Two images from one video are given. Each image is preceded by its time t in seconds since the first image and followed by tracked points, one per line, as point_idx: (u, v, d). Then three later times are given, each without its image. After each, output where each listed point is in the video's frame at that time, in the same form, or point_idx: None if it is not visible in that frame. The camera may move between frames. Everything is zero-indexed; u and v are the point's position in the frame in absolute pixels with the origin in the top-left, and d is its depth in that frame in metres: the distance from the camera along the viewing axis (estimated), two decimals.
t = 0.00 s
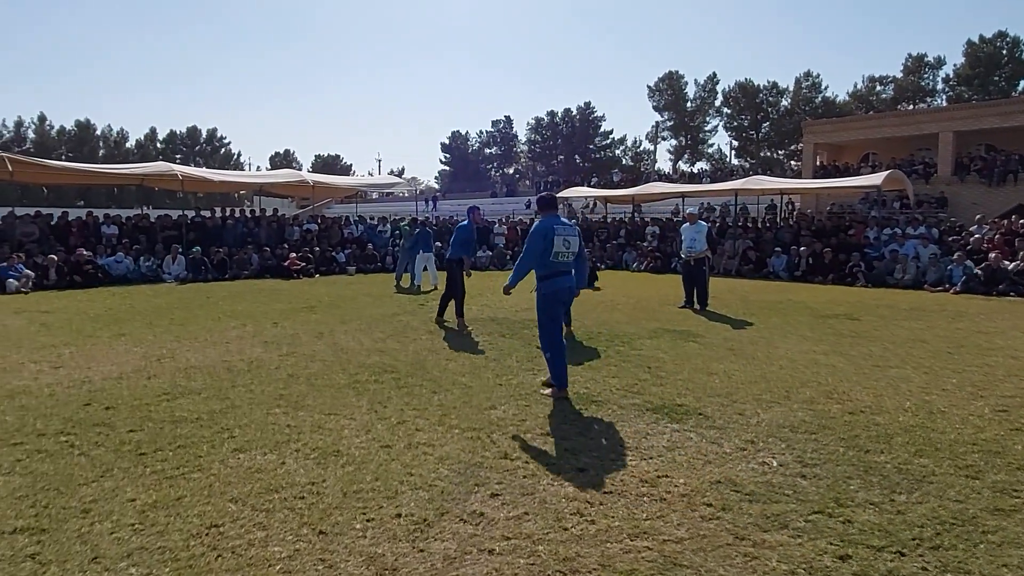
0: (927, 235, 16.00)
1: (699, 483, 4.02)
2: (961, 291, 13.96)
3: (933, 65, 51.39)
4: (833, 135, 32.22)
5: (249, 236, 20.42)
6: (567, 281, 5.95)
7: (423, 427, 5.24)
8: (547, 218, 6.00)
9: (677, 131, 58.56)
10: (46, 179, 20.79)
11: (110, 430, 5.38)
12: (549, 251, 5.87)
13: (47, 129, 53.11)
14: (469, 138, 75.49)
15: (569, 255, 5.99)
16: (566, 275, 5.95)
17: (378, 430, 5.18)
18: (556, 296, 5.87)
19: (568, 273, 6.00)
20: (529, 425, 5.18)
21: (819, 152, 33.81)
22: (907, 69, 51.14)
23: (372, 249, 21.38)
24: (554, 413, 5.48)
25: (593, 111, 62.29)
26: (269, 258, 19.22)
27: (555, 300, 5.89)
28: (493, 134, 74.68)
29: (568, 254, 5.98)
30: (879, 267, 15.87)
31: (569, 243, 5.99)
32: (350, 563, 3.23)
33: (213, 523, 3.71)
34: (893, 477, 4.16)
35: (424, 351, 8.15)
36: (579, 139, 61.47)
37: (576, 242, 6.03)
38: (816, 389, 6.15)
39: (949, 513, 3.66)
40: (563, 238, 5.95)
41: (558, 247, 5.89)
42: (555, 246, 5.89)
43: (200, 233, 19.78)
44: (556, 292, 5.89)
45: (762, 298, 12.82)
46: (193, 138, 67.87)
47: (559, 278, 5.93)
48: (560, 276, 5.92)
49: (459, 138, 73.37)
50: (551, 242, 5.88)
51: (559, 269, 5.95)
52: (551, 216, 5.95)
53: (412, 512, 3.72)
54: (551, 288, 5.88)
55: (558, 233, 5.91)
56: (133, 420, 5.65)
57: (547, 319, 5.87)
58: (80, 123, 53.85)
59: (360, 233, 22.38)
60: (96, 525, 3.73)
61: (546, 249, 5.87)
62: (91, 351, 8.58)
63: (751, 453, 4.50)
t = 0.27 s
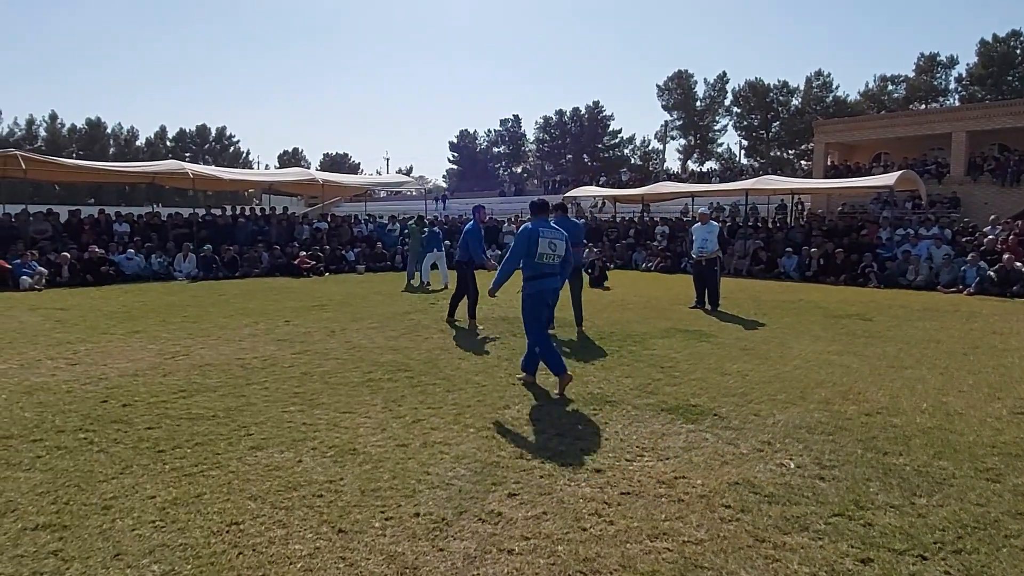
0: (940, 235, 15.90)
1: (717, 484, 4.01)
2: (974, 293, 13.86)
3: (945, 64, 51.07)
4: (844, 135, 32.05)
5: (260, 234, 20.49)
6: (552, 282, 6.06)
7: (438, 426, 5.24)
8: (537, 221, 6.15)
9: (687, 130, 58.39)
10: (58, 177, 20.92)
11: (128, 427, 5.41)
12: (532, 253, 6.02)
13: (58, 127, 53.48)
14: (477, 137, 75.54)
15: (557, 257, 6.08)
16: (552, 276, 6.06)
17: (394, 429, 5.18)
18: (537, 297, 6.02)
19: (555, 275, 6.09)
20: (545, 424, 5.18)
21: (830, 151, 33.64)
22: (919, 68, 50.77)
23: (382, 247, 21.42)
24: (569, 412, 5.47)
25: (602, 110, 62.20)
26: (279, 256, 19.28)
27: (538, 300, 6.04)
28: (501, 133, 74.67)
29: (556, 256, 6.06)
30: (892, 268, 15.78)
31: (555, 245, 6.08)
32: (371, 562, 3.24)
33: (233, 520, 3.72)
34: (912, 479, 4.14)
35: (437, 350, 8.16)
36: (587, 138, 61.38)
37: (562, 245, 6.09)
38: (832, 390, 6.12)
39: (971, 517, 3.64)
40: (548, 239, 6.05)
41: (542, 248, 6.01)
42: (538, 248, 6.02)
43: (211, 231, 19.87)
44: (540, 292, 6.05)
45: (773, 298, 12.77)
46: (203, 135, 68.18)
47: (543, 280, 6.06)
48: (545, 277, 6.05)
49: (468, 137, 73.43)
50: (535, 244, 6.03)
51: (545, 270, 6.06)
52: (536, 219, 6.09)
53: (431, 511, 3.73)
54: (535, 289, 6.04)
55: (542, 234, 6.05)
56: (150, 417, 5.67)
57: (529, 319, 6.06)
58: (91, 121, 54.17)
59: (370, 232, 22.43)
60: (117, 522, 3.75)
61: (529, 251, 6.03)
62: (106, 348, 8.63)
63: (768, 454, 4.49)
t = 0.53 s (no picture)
0: (952, 239, 15.80)
1: (731, 491, 3.99)
2: (987, 297, 13.76)
3: (956, 66, 50.81)
4: (854, 137, 31.93)
5: (269, 236, 20.57)
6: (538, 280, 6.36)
7: (450, 430, 5.24)
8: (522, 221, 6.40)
9: (695, 133, 58.29)
10: (70, 179, 21.06)
11: (141, 430, 5.44)
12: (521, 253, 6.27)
13: (70, 130, 53.89)
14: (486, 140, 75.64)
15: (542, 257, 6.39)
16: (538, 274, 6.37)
17: (406, 433, 5.18)
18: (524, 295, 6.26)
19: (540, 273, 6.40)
20: (557, 429, 5.16)
21: (840, 154, 33.50)
22: (930, 71, 50.48)
23: (391, 250, 21.46)
24: (581, 417, 5.46)
25: (610, 112, 62.17)
26: (289, 259, 19.35)
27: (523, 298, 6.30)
28: (509, 135, 74.74)
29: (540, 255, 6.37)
30: (903, 272, 15.69)
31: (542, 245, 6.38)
32: (385, 567, 3.24)
33: (247, 525, 3.73)
34: (929, 486, 4.11)
35: (447, 353, 8.16)
36: (596, 141, 61.30)
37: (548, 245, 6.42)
38: (845, 396, 6.08)
39: (989, 525, 3.61)
40: (536, 239, 6.32)
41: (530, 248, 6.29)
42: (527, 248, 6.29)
43: (221, 233, 19.96)
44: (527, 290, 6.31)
45: (784, 302, 12.72)
46: (212, 138, 68.57)
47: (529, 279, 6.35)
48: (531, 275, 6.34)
49: (476, 140, 73.54)
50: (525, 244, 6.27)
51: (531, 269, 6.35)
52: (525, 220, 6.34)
53: (445, 517, 3.72)
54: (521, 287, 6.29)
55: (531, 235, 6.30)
56: (163, 420, 5.70)
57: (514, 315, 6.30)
58: (101, 123, 54.52)
59: (379, 234, 22.47)
60: (132, 526, 3.77)
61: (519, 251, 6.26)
62: (118, 350, 8.67)
63: (782, 461, 4.47)
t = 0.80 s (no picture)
0: (968, 242, 15.66)
1: (749, 499, 3.95)
2: (1004, 301, 13.61)
3: (970, 67, 50.39)
4: (867, 139, 31.71)
5: (281, 240, 20.64)
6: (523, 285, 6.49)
7: (464, 435, 5.22)
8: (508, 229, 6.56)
9: (707, 135, 58.11)
10: (84, 183, 21.23)
11: (156, 435, 5.45)
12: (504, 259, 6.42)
13: (84, 134, 54.42)
14: (496, 143, 75.77)
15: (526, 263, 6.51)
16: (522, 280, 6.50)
17: (419, 438, 5.17)
18: (508, 300, 6.39)
19: (523, 279, 6.54)
20: (571, 435, 5.13)
21: (854, 156, 33.28)
22: (945, 72, 50.06)
23: (402, 253, 21.49)
24: (595, 422, 5.42)
25: (621, 115, 62.06)
26: (300, 262, 19.42)
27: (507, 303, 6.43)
28: (520, 138, 74.82)
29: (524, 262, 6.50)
30: (918, 275, 15.56)
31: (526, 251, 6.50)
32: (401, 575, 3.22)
33: (262, 530, 3.72)
34: (951, 495, 4.05)
35: (459, 358, 8.14)
36: (606, 144, 61.13)
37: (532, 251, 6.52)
38: (863, 402, 6.01)
39: (1014, 535, 3.54)
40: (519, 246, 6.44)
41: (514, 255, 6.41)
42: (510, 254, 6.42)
43: (233, 237, 20.07)
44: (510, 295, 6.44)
45: (798, 306, 12.62)
46: (224, 142, 69.08)
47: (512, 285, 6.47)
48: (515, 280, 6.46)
49: (486, 143, 73.61)
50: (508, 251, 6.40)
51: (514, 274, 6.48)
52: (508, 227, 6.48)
53: (460, 523, 3.70)
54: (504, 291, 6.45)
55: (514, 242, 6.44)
56: (177, 424, 5.72)
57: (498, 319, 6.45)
58: (115, 128, 55.01)
59: (390, 238, 22.51)
60: (149, 531, 3.77)
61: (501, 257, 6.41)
62: (132, 354, 8.71)
63: (800, 468, 4.42)
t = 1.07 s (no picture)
0: (991, 243, 15.43)
1: (773, 507, 3.88)
2: None
3: (992, 66, 49.69)
4: (887, 139, 31.38)
5: (297, 244, 20.75)
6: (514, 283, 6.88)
7: (482, 441, 5.19)
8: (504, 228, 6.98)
9: (723, 137, 57.76)
10: (104, 188, 21.48)
11: (175, 439, 5.47)
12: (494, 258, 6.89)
13: (104, 140, 55.08)
14: (511, 145, 75.84)
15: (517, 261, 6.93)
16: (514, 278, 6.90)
17: (438, 444, 5.15)
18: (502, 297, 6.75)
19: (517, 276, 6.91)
20: (590, 440, 5.08)
21: (873, 157, 32.93)
22: (965, 70, 49.39)
23: (417, 257, 21.52)
24: (614, 427, 5.37)
25: (636, 117, 61.82)
26: (317, 266, 19.51)
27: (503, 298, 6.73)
28: (534, 140, 74.82)
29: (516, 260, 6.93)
30: (940, 277, 15.35)
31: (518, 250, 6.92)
32: None
33: (282, 537, 3.71)
34: (980, 503, 3.96)
35: (476, 362, 8.12)
36: (622, 146, 60.43)
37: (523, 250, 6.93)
38: (887, 407, 5.91)
39: None
40: (509, 245, 6.89)
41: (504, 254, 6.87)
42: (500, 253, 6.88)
43: (250, 241, 20.21)
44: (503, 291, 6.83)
45: (818, 309, 12.47)
46: (241, 146, 69.67)
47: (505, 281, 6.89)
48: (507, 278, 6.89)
49: (501, 145, 73.60)
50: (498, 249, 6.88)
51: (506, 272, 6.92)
52: (500, 226, 6.92)
53: (480, 531, 3.67)
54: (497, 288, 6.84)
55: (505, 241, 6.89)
56: (196, 429, 5.73)
57: (492, 314, 6.81)
58: (134, 133, 55.64)
59: (405, 241, 22.56)
60: (169, 537, 3.78)
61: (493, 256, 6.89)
62: (151, 359, 8.77)
63: (824, 476, 4.35)
